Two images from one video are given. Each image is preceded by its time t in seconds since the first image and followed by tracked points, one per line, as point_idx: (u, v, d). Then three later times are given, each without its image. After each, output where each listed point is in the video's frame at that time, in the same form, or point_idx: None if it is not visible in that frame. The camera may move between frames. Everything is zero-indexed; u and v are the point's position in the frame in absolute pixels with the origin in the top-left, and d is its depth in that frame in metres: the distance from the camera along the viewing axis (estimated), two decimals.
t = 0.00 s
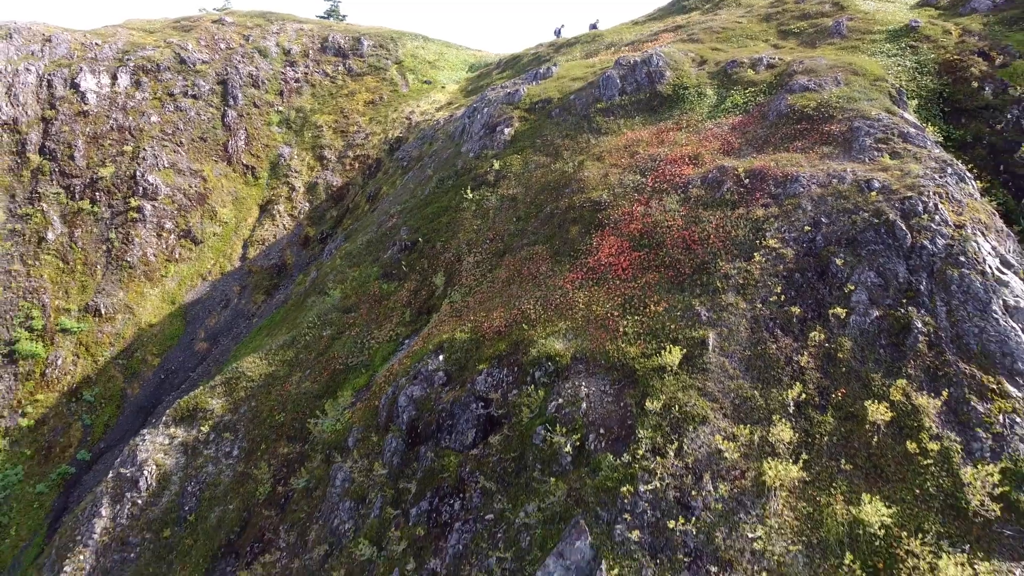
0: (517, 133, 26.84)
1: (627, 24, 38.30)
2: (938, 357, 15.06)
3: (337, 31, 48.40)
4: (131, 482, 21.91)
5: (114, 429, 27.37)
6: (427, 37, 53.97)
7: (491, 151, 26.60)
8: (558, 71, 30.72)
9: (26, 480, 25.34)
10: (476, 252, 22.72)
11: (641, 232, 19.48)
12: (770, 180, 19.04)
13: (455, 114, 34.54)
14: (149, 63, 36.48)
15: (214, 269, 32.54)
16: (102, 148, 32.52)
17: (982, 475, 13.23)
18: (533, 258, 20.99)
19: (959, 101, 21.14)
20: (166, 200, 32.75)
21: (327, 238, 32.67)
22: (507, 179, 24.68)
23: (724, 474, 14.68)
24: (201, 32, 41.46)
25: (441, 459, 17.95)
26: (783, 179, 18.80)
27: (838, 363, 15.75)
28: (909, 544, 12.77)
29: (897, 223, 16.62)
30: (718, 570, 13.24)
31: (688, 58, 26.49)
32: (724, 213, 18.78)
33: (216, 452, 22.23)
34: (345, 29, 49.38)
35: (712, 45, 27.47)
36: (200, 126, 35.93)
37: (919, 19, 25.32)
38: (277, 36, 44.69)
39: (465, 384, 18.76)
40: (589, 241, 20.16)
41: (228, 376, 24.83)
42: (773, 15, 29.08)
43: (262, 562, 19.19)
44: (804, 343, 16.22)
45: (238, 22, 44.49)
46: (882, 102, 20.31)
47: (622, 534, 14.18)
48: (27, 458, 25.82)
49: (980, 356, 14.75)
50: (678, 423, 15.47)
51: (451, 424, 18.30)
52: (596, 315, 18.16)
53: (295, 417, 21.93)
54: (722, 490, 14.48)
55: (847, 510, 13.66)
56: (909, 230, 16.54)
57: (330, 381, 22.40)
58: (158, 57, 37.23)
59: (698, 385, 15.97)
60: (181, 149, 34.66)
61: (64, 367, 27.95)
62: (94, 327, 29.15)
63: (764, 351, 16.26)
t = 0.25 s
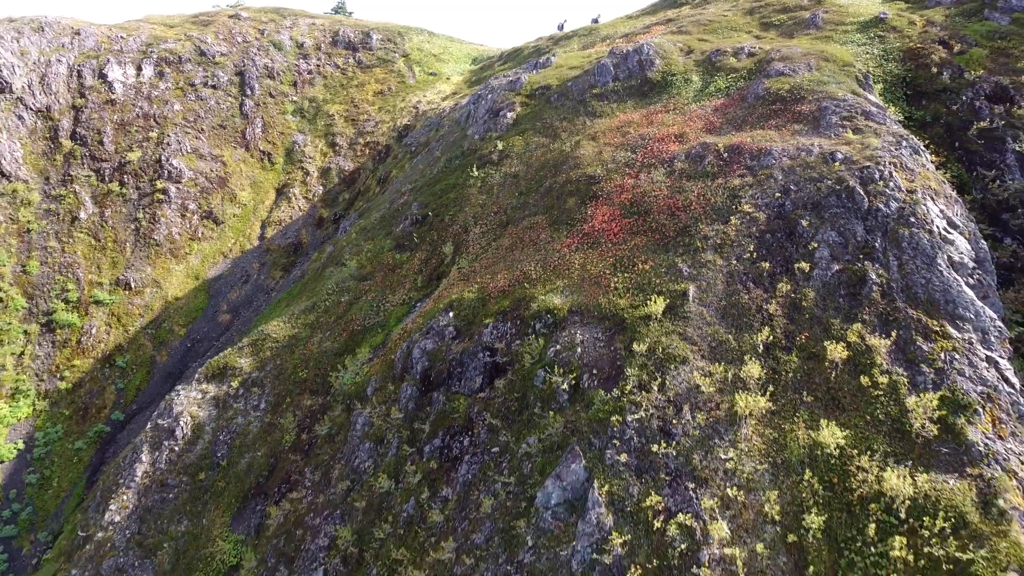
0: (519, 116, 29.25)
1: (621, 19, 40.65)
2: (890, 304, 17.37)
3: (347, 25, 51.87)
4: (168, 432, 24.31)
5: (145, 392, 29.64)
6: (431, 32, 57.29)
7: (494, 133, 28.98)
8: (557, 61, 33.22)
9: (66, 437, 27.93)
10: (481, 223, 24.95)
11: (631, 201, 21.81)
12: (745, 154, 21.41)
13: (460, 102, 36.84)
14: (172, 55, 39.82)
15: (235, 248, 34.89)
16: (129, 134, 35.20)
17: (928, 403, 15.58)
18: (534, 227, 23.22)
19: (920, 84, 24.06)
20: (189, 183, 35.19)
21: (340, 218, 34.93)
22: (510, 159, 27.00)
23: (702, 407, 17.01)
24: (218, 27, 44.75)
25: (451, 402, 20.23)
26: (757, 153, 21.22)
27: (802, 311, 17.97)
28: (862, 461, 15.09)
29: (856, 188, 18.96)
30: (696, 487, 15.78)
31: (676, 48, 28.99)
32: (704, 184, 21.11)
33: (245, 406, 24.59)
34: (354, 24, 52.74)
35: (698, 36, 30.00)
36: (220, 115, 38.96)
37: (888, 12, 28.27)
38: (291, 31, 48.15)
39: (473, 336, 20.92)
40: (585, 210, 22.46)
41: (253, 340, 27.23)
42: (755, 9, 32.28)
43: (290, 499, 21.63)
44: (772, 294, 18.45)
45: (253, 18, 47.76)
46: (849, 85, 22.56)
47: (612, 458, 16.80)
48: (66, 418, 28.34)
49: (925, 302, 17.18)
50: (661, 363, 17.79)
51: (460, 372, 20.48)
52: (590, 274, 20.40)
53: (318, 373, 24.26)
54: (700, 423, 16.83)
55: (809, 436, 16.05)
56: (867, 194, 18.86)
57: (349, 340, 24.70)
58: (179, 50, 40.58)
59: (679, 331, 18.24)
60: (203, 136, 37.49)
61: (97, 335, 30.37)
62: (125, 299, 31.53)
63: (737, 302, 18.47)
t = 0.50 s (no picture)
0: (520, 104, 31.34)
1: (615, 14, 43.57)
2: (857, 268, 19.34)
3: (355, 21, 54.55)
4: (196, 395, 26.33)
5: (168, 364, 31.55)
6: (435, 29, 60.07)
7: (497, 119, 31.10)
8: (556, 53, 35.48)
9: (95, 405, 29.88)
10: (486, 201, 26.89)
11: (624, 179, 23.78)
12: (728, 136, 23.38)
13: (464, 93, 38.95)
14: (190, 49, 42.10)
15: (250, 231, 37.03)
16: (151, 123, 37.39)
17: (887, 354, 17.81)
18: (535, 204, 25.18)
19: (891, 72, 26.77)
20: (208, 169, 37.33)
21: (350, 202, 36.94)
22: (512, 143, 29.04)
23: (686, 359, 19.12)
24: (233, 23, 47.04)
25: (459, 361, 22.13)
26: (739, 134, 23.19)
27: (777, 275, 19.90)
28: (829, 405, 17.49)
29: (827, 164, 20.95)
30: (680, 430, 18.04)
31: (666, 41, 31.31)
32: (690, 163, 23.10)
33: (266, 371, 26.57)
34: (362, 21, 55.43)
35: (688, 31, 32.37)
36: (235, 106, 41.17)
37: (863, 7, 31.21)
38: (302, 27, 50.63)
39: (478, 302, 22.86)
40: (582, 188, 24.46)
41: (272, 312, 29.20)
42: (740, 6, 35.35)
43: (309, 454, 23.60)
44: (750, 259, 20.37)
45: (266, 15, 50.32)
46: (824, 73, 24.51)
47: (605, 405, 18.88)
48: (96, 387, 30.30)
49: (888, 266, 19.20)
50: (648, 320, 19.76)
51: (467, 335, 22.38)
52: (586, 244, 22.36)
53: (334, 340, 26.21)
54: (684, 371, 18.98)
55: (781, 384, 18.30)
56: (836, 169, 20.84)
57: (363, 310, 26.61)
58: (196, 44, 42.86)
59: (666, 292, 20.14)
60: (219, 125, 39.61)
61: (123, 311, 32.34)
62: (149, 278, 33.51)
63: (718, 267, 20.39)
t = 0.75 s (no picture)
0: (521, 92, 33.61)
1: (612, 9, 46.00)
2: (825, 234, 21.54)
3: (363, 16, 56.77)
4: (222, 358, 28.55)
5: (192, 336, 33.74)
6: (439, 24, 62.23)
7: (500, 106, 33.41)
8: (554, 45, 37.79)
9: (125, 372, 32.21)
10: (490, 181, 29.10)
11: (617, 157, 25.96)
12: (712, 118, 25.57)
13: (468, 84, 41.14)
14: (208, 43, 44.53)
15: (267, 213, 39.32)
16: (172, 112, 39.79)
17: (848, 309, 20.07)
18: (535, 181, 27.35)
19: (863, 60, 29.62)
20: (226, 156, 39.71)
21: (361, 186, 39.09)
22: (514, 127, 31.34)
23: (671, 316, 21.29)
24: (247, 18, 49.42)
25: (466, 322, 24.27)
26: (722, 116, 25.38)
27: (754, 241, 22.07)
28: (798, 354, 19.86)
29: (800, 142, 23.13)
30: (666, 376, 20.39)
31: (658, 33, 33.63)
32: (677, 142, 25.29)
33: (287, 337, 28.83)
34: (370, 16, 57.65)
35: (678, 25, 34.76)
36: (251, 96, 43.58)
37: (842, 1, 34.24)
38: (313, 21, 52.87)
39: (483, 270, 24.98)
40: (578, 166, 26.65)
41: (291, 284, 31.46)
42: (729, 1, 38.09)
43: (329, 409, 25.77)
44: (730, 227, 22.51)
45: (278, 10, 52.68)
46: (801, 61, 26.69)
47: (598, 355, 21.10)
48: (126, 356, 32.61)
49: (853, 233, 21.41)
50: (638, 282, 21.93)
51: (473, 300, 24.50)
52: (582, 216, 24.56)
53: (350, 309, 28.41)
54: (670, 326, 21.17)
55: (756, 336, 20.56)
56: (808, 146, 23.02)
57: (376, 281, 28.75)
58: (214, 38, 45.25)
59: (654, 257, 22.29)
60: (237, 115, 42.06)
61: (150, 286, 34.60)
62: (172, 256, 35.74)
63: (701, 234, 22.54)
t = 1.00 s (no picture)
0: (523, 83, 35.69)
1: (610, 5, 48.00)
2: (802, 209, 23.43)
3: (370, 12, 58.72)
4: (243, 330, 30.48)
5: (211, 314, 35.68)
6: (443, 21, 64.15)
7: (503, 96, 35.55)
8: (553, 39, 39.94)
9: (149, 347, 34.19)
10: (493, 165, 31.14)
11: (612, 141, 27.95)
12: (700, 104, 27.55)
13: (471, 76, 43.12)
14: (223, 38, 46.82)
15: (279, 199, 41.44)
16: (190, 103, 42.10)
17: (822, 276, 21.93)
18: (536, 164, 29.32)
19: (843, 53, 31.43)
20: (241, 145, 41.93)
21: (369, 173, 40.99)
22: (516, 116, 33.38)
23: (660, 284, 23.16)
24: (260, 14, 51.68)
25: (471, 294, 26.10)
26: (710, 102, 27.38)
27: (737, 216, 23.95)
28: (776, 316, 21.69)
29: (780, 125, 25.06)
30: (656, 338, 22.27)
31: (652, 27, 35.73)
32: (667, 127, 27.27)
33: (303, 311, 30.78)
34: (377, 12, 59.64)
35: (670, 20, 36.90)
36: (264, 88, 45.80)
37: None
38: (322, 17, 54.95)
39: (487, 245, 26.86)
40: (576, 150, 28.63)
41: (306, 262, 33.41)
42: None
43: (343, 376, 27.70)
44: (715, 204, 24.40)
45: (289, 7, 54.86)
46: (784, 51, 28.67)
47: (594, 320, 23.00)
48: (149, 332, 34.59)
49: (828, 208, 23.32)
50: (630, 254, 23.81)
51: (477, 273, 26.36)
52: (579, 195, 26.51)
53: (362, 284, 30.34)
54: (659, 292, 23.04)
55: (738, 302, 22.38)
56: (788, 129, 24.95)
57: (387, 259, 30.68)
58: (228, 32, 47.55)
59: (645, 231, 24.17)
60: (250, 106, 44.31)
61: (170, 268, 36.69)
62: (191, 239, 37.85)
63: (690, 210, 24.42)
